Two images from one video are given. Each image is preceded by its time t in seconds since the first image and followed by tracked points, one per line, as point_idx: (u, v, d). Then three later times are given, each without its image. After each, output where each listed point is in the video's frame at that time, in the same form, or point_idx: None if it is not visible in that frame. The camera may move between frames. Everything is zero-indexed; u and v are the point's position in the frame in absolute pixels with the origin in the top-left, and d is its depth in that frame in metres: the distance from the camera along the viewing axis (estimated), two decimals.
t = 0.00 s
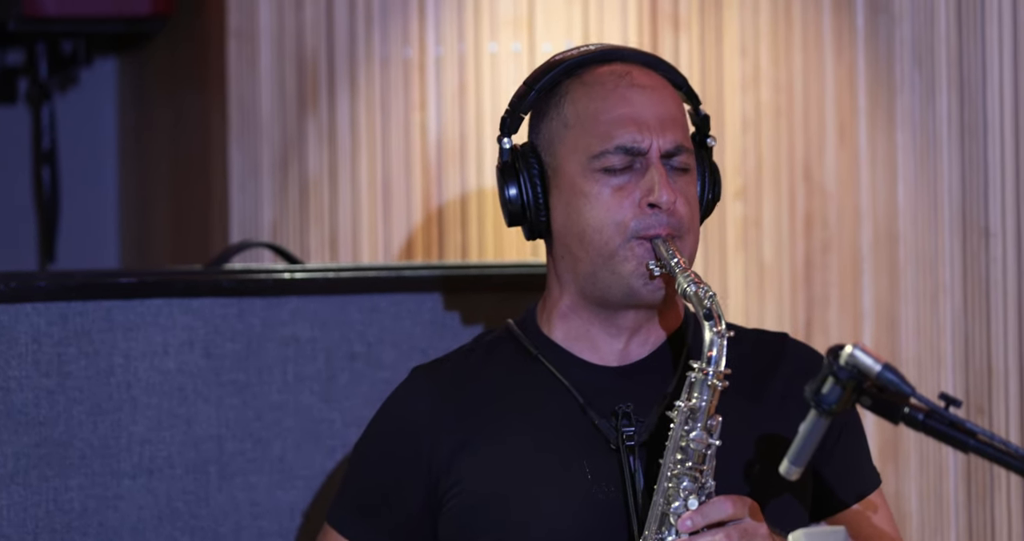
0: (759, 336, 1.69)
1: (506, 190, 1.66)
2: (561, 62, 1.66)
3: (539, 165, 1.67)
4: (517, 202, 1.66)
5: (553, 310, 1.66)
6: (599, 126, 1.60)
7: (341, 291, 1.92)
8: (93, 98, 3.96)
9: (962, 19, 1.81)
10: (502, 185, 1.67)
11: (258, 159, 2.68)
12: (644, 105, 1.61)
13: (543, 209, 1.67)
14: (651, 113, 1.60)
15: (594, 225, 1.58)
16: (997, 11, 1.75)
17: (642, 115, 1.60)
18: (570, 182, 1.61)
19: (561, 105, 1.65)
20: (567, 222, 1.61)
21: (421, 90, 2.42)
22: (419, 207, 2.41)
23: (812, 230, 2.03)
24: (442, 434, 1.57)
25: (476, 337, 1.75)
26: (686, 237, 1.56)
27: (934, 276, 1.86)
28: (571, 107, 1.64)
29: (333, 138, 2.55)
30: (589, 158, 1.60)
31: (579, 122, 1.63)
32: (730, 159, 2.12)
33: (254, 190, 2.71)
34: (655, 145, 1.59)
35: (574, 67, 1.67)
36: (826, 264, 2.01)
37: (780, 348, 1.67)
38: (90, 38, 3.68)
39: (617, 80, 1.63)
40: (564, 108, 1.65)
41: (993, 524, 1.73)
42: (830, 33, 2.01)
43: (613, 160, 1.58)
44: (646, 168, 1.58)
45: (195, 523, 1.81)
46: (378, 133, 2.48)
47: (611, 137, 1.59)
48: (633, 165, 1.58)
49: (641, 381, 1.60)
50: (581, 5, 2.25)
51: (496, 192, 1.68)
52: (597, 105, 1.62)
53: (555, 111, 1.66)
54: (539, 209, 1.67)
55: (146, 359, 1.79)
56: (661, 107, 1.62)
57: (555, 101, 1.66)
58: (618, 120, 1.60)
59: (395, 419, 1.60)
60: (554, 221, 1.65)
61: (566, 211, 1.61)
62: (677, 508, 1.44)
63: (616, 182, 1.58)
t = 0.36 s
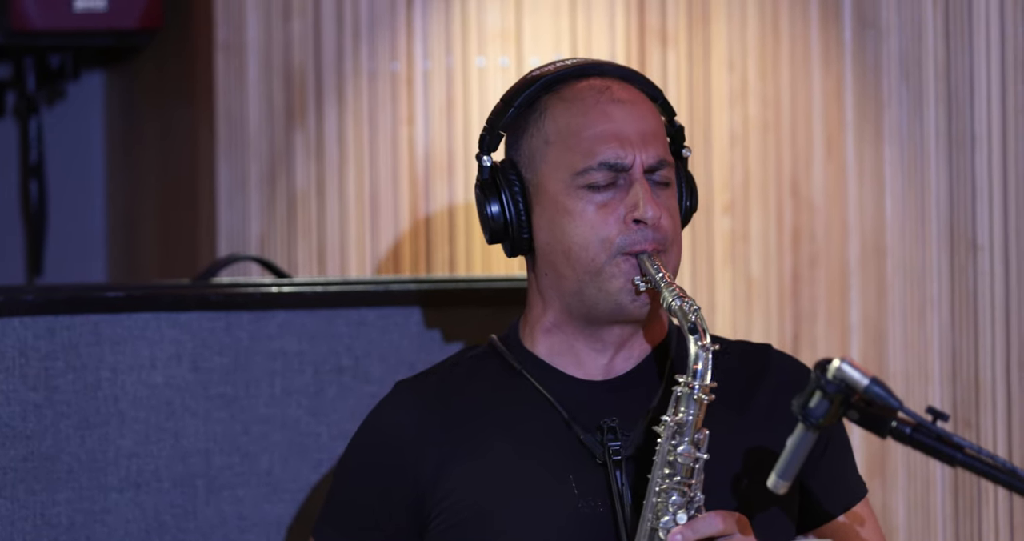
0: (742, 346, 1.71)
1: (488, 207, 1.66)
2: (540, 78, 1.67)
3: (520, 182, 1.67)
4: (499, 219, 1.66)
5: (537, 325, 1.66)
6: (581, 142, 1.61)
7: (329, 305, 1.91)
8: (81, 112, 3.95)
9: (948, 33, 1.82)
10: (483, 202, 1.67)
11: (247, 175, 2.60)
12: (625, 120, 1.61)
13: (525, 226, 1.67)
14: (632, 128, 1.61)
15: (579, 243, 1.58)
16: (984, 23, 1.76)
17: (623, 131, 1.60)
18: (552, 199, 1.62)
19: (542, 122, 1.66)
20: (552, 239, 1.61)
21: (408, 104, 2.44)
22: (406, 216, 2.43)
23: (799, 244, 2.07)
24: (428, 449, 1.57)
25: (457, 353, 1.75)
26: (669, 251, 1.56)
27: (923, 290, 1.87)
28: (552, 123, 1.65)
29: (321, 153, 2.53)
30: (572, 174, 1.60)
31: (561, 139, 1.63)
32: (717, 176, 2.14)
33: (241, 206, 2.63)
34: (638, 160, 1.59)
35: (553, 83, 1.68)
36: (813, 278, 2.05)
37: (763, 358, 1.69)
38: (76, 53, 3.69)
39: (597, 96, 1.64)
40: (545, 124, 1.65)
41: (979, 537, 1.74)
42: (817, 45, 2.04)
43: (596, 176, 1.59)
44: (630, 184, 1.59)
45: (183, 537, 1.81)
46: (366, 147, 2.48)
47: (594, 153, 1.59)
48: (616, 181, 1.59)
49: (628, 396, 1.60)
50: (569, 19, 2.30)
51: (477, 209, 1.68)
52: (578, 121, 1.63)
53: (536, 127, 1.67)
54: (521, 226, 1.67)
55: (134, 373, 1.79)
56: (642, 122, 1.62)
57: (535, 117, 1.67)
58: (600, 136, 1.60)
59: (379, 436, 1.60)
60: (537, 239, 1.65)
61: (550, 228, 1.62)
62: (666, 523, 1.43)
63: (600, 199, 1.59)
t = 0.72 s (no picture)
0: (729, 355, 1.72)
1: (477, 210, 1.66)
2: (531, 81, 1.67)
3: (509, 186, 1.67)
4: (488, 223, 1.66)
5: (523, 329, 1.67)
6: (570, 146, 1.61)
7: (314, 308, 1.91)
8: (66, 116, 3.93)
9: (933, 36, 1.83)
10: (473, 205, 1.66)
11: (232, 179, 2.59)
12: (615, 124, 1.62)
13: (513, 230, 1.67)
14: (622, 132, 1.61)
15: (566, 245, 1.57)
16: (969, 25, 1.76)
17: (613, 135, 1.61)
18: (541, 202, 1.62)
19: (533, 125, 1.67)
20: (540, 242, 1.61)
21: (394, 108, 2.44)
22: (391, 224, 2.44)
23: (784, 246, 2.09)
24: (412, 453, 1.57)
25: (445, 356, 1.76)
26: (658, 255, 1.56)
27: (907, 294, 1.88)
28: (542, 127, 1.65)
29: (305, 157, 2.52)
30: (561, 178, 1.60)
31: (551, 142, 1.63)
32: (702, 177, 2.17)
33: (225, 210, 2.61)
34: (627, 164, 1.59)
35: (544, 86, 1.68)
36: (797, 281, 2.08)
37: (749, 366, 1.70)
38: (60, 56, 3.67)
39: (587, 100, 1.65)
40: (536, 127, 1.66)
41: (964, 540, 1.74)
42: (802, 46, 2.07)
43: (585, 180, 1.59)
44: (618, 188, 1.59)
45: None
46: (351, 151, 2.48)
47: (583, 157, 1.60)
48: (604, 185, 1.59)
49: (613, 401, 1.60)
50: (554, 23, 2.32)
51: (466, 213, 1.67)
52: (568, 125, 1.63)
53: (527, 131, 1.67)
54: (510, 231, 1.66)
55: (118, 377, 1.78)
56: (632, 126, 1.63)
57: (526, 120, 1.68)
58: (590, 140, 1.61)
59: (364, 439, 1.60)
60: (526, 243, 1.65)
61: (538, 231, 1.62)
62: (648, 527, 1.44)
63: (588, 202, 1.59)
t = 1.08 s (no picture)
0: (717, 354, 1.72)
1: (464, 218, 1.66)
2: (510, 89, 1.68)
3: (494, 195, 1.67)
4: (476, 230, 1.66)
5: (512, 335, 1.66)
6: (555, 149, 1.62)
7: (303, 309, 1.91)
8: (55, 118, 3.93)
9: (921, 39, 1.84)
10: (460, 214, 1.67)
11: (222, 179, 2.58)
12: (598, 126, 1.62)
13: (501, 239, 1.66)
14: (606, 134, 1.62)
15: (556, 248, 1.57)
16: (957, 28, 1.77)
17: (597, 136, 1.61)
18: (528, 206, 1.62)
19: (514, 132, 1.67)
20: (528, 246, 1.61)
21: (384, 109, 2.45)
22: (380, 226, 2.44)
23: (773, 247, 2.11)
24: (398, 455, 1.57)
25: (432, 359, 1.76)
26: (647, 256, 1.57)
27: (896, 294, 1.89)
28: (525, 132, 1.66)
29: (295, 159, 2.52)
30: (548, 182, 1.61)
31: (534, 147, 1.64)
32: (691, 179, 2.19)
33: (216, 209, 2.60)
34: (613, 165, 1.60)
35: (522, 94, 1.69)
36: (787, 282, 2.10)
37: (736, 365, 1.70)
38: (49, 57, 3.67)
39: (569, 104, 1.65)
40: (518, 134, 1.66)
41: None
42: (791, 48, 2.08)
43: (572, 182, 1.59)
44: (605, 189, 1.59)
45: None
46: (341, 152, 2.48)
47: (569, 160, 1.60)
48: (591, 186, 1.59)
49: (601, 402, 1.60)
50: (544, 25, 2.33)
51: (454, 221, 1.68)
52: (551, 129, 1.63)
53: (509, 137, 1.67)
54: (497, 238, 1.66)
55: (108, 378, 1.78)
56: (614, 128, 1.63)
57: (506, 128, 1.69)
58: (574, 142, 1.61)
59: (351, 441, 1.61)
60: (514, 250, 1.65)
61: (526, 237, 1.62)
62: (636, 530, 1.44)
63: (576, 204, 1.59)
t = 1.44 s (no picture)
0: (725, 345, 1.72)
1: (469, 210, 1.65)
2: (518, 78, 1.67)
3: (499, 182, 1.67)
4: (480, 221, 1.65)
5: (518, 326, 1.66)
6: (559, 137, 1.61)
7: (307, 302, 1.90)
8: (58, 110, 3.92)
9: (927, 31, 1.83)
10: (465, 206, 1.66)
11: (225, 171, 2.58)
12: (603, 114, 1.62)
13: (506, 227, 1.66)
14: (610, 122, 1.61)
15: (558, 235, 1.57)
16: (962, 20, 1.76)
17: (602, 125, 1.61)
18: (532, 194, 1.62)
19: (519, 121, 1.67)
20: (531, 233, 1.61)
21: (387, 101, 2.44)
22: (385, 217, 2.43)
23: (779, 240, 2.09)
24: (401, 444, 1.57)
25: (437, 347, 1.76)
26: (651, 243, 1.56)
27: (901, 286, 1.88)
28: (529, 121, 1.65)
29: (299, 150, 2.51)
30: (551, 169, 1.60)
31: (539, 134, 1.63)
32: (696, 168, 2.18)
33: (219, 203, 2.60)
34: (617, 153, 1.59)
35: (528, 84, 1.68)
36: (791, 276, 2.08)
37: (744, 356, 1.70)
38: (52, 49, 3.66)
39: (574, 92, 1.65)
40: (522, 122, 1.66)
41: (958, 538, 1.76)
42: (796, 44, 2.05)
43: (575, 169, 1.59)
44: (609, 176, 1.59)
45: (161, 534, 1.80)
46: (344, 145, 2.47)
47: (572, 147, 1.59)
48: (595, 173, 1.59)
49: (605, 394, 1.59)
50: (547, 16, 2.32)
51: (459, 213, 1.67)
52: (555, 117, 1.63)
53: (514, 127, 1.67)
54: (503, 228, 1.66)
55: (111, 371, 1.78)
56: (619, 116, 1.63)
57: (512, 117, 1.68)
58: (578, 130, 1.60)
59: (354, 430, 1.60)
60: (518, 238, 1.64)
61: (530, 223, 1.61)
62: (638, 520, 1.43)
63: (578, 191, 1.58)
